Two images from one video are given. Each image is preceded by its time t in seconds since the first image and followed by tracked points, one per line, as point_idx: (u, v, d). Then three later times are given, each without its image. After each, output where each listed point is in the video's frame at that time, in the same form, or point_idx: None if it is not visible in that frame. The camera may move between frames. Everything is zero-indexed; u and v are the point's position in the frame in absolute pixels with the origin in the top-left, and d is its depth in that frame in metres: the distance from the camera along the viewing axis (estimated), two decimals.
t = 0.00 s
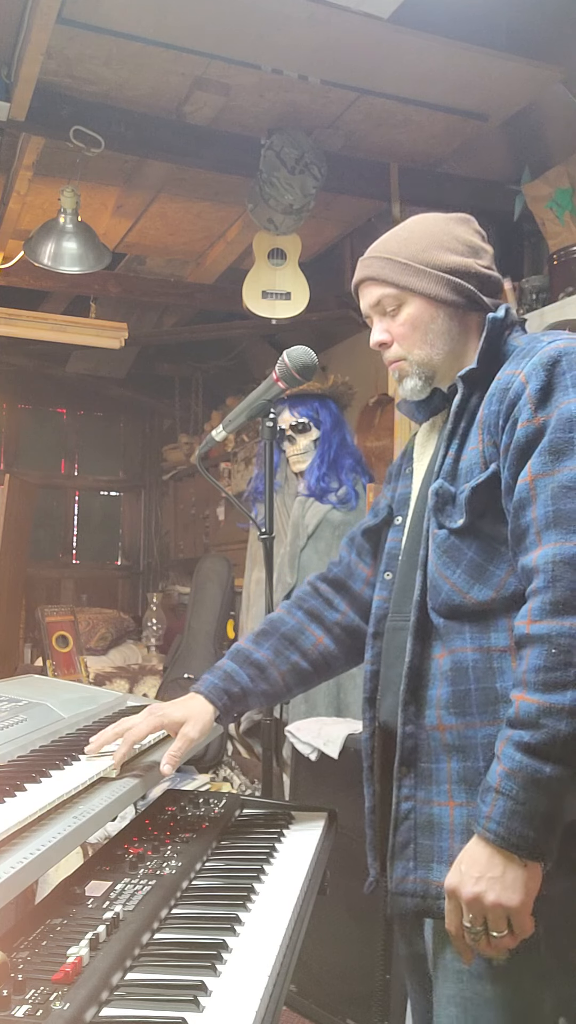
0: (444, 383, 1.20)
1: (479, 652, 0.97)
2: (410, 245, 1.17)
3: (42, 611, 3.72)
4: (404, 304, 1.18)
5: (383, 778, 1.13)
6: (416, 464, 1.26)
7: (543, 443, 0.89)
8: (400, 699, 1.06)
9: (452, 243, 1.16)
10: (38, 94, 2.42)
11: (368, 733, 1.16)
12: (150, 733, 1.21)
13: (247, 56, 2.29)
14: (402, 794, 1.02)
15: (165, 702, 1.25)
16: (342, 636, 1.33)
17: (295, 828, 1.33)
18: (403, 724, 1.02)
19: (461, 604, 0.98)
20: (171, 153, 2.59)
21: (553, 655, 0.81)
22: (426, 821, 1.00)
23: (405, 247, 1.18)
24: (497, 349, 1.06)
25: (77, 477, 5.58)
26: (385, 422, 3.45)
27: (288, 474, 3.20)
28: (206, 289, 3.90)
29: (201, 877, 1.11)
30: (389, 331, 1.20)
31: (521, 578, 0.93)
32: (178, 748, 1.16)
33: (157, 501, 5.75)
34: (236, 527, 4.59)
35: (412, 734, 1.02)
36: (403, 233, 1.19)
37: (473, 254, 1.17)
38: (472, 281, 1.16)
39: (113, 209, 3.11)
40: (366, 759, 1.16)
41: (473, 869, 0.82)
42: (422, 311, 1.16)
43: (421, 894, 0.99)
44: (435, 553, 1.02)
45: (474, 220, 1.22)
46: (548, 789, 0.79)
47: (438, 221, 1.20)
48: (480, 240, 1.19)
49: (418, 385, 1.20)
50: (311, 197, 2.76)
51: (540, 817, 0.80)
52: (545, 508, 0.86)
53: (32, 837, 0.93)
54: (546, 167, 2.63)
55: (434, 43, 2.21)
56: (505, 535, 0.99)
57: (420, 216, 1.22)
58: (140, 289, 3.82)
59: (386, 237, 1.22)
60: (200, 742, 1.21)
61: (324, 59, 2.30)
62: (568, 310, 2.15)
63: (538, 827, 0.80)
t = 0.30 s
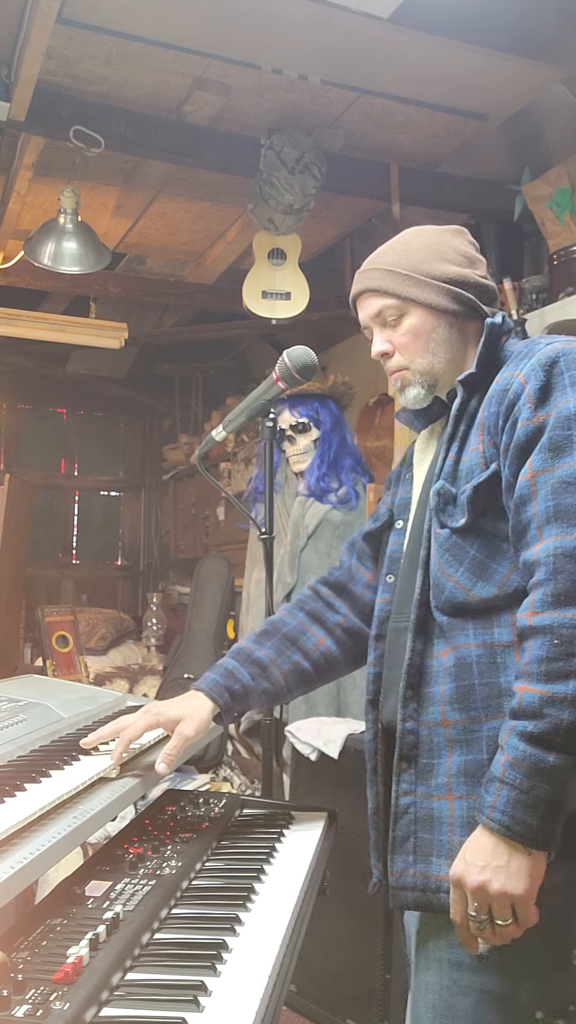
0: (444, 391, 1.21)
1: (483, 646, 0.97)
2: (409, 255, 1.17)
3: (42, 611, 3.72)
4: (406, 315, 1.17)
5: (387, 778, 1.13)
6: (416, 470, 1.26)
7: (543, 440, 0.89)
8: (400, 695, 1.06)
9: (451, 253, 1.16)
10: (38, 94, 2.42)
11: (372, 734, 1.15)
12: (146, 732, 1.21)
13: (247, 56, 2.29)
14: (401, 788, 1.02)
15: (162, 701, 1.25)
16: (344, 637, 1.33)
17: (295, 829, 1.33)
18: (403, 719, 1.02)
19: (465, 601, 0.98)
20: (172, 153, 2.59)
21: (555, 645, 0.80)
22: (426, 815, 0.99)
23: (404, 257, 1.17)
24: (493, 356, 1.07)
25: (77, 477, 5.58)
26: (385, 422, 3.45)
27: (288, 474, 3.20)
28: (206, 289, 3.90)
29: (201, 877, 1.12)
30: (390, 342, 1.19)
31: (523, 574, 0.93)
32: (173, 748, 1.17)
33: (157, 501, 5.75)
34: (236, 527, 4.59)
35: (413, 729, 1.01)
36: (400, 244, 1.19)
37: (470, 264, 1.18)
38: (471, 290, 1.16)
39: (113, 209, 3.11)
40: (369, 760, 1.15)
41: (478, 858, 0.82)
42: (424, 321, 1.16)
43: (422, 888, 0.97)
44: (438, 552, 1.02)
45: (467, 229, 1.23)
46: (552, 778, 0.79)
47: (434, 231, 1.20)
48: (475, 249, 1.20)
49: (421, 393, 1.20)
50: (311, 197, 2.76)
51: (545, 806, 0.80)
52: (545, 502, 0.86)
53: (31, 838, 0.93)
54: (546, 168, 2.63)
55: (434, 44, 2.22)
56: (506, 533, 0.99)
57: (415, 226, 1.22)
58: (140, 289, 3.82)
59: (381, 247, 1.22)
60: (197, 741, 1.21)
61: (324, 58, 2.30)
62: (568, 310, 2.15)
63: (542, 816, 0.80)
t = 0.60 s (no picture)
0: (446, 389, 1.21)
1: (473, 647, 0.97)
2: (412, 252, 1.17)
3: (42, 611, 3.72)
4: (409, 311, 1.17)
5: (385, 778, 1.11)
6: (416, 469, 1.25)
7: (534, 439, 0.88)
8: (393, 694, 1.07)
9: (454, 250, 1.16)
10: (38, 94, 2.42)
11: (368, 734, 1.15)
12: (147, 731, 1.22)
13: (247, 56, 2.29)
14: (392, 789, 1.02)
15: (164, 701, 1.26)
16: (346, 638, 1.33)
17: (295, 829, 1.33)
18: (395, 719, 1.03)
19: (457, 601, 0.98)
20: (172, 153, 2.59)
21: (541, 646, 0.80)
22: (417, 817, 0.99)
23: (407, 254, 1.17)
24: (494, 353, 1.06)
25: (77, 477, 5.57)
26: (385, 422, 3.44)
27: (288, 474, 3.20)
28: (206, 289, 3.90)
29: (202, 877, 1.11)
30: (392, 338, 1.19)
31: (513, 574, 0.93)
32: (173, 748, 1.18)
33: (157, 501, 5.76)
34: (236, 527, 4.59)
35: (405, 729, 1.02)
36: (403, 241, 1.19)
37: (473, 261, 1.18)
38: (473, 288, 1.16)
39: (113, 208, 3.11)
40: (366, 760, 1.15)
41: (462, 859, 0.82)
42: (427, 318, 1.16)
43: (411, 889, 0.98)
44: (431, 551, 1.02)
45: (469, 227, 1.23)
46: (538, 780, 0.79)
47: (437, 228, 1.20)
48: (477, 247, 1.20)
49: (423, 392, 1.19)
50: (311, 197, 2.76)
51: (531, 808, 0.79)
52: (534, 501, 0.86)
53: (31, 837, 0.93)
54: (546, 167, 2.62)
55: (434, 44, 2.22)
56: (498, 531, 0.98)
57: (418, 222, 1.22)
58: (140, 289, 3.82)
59: (383, 244, 1.22)
60: (197, 740, 1.22)
61: (323, 58, 2.30)
62: (568, 310, 2.15)
63: (527, 818, 0.79)
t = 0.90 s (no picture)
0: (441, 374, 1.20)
1: (451, 654, 0.97)
2: (410, 232, 1.15)
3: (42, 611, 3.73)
4: (405, 293, 1.16)
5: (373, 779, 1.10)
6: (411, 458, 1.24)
7: (515, 441, 0.87)
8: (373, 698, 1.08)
9: (454, 231, 1.14)
10: (38, 94, 2.42)
11: (357, 734, 1.13)
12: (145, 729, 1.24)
13: (247, 56, 2.29)
14: (369, 795, 1.04)
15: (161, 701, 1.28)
16: (346, 635, 1.32)
17: (294, 829, 1.33)
18: (374, 725, 1.04)
19: (437, 605, 0.98)
20: (171, 153, 2.59)
21: (508, 661, 0.79)
22: (393, 823, 1.02)
23: (405, 235, 1.15)
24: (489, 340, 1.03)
25: (77, 477, 5.58)
26: (385, 422, 3.45)
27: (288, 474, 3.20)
28: (206, 289, 3.90)
29: (202, 877, 1.11)
30: (387, 321, 1.18)
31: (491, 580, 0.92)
32: (171, 747, 1.20)
33: (157, 501, 5.76)
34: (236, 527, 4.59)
35: (383, 734, 1.04)
36: (402, 220, 1.17)
37: (474, 242, 1.15)
38: (472, 270, 1.14)
39: (113, 209, 3.11)
40: (355, 759, 1.14)
41: (420, 874, 0.81)
42: (423, 301, 1.15)
43: (383, 896, 1.01)
44: (413, 552, 1.02)
45: (473, 205, 1.20)
46: (497, 798, 0.78)
47: (439, 207, 1.17)
48: (479, 227, 1.17)
49: (417, 377, 1.19)
50: (311, 197, 2.76)
51: (490, 825, 0.79)
52: (511, 508, 0.85)
53: (31, 837, 0.93)
54: (546, 168, 2.60)
55: (434, 44, 2.22)
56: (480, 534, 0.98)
57: (419, 201, 1.19)
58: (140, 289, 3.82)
59: (383, 221, 1.20)
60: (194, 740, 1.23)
61: (323, 58, 2.30)
62: (568, 310, 2.15)
63: (486, 836, 0.79)
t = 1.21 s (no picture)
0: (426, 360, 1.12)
1: (423, 666, 0.95)
2: (390, 209, 1.07)
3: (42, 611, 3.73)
4: (385, 276, 1.08)
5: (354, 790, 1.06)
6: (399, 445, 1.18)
7: (487, 451, 0.82)
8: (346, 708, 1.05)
9: (437, 208, 1.05)
10: (38, 94, 2.42)
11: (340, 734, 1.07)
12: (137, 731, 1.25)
13: (247, 56, 2.29)
14: (342, 808, 1.03)
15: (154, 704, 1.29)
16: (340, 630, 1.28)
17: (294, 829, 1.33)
18: (347, 736, 1.02)
19: (410, 613, 0.95)
20: (172, 153, 2.59)
21: (474, 692, 0.76)
22: (365, 837, 1.00)
23: (384, 212, 1.07)
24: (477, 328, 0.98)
25: (77, 477, 5.57)
26: (385, 422, 3.44)
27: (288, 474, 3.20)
28: (206, 289, 3.90)
29: (201, 877, 1.11)
30: (367, 304, 1.11)
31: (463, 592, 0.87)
32: (162, 749, 1.21)
33: (157, 501, 5.76)
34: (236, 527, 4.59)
35: (358, 745, 1.02)
36: (383, 195, 1.08)
37: (460, 217, 1.06)
38: (457, 249, 1.05)
39: (113, 209, 3.11)
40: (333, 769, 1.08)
41: (385, 905, 0.79)
42: (404, 284, 1.07)
43: (353, 912, 1.00)
44: (387, 558, 0.98)
45: (463, 176, 1.10)
46: (462, 830, 0.76)
47: (423, 178, 1.08)
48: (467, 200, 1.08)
49: (399, 364, 1.12)
50: (311, 197, 2.75)
51: (460, 857, 0.77)
52: (481, 524, 0.80)
53: (31, 837, 0.93)
54: (546, 168, 2.62)
55: (435, 44, 2.22)
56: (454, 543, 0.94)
57: (403, 172, 1.10)
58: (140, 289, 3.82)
59: (364, 196, 1.12)
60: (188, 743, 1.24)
61: (323, 58, 2.30)
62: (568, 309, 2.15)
63: (450, 870, 0.77)
